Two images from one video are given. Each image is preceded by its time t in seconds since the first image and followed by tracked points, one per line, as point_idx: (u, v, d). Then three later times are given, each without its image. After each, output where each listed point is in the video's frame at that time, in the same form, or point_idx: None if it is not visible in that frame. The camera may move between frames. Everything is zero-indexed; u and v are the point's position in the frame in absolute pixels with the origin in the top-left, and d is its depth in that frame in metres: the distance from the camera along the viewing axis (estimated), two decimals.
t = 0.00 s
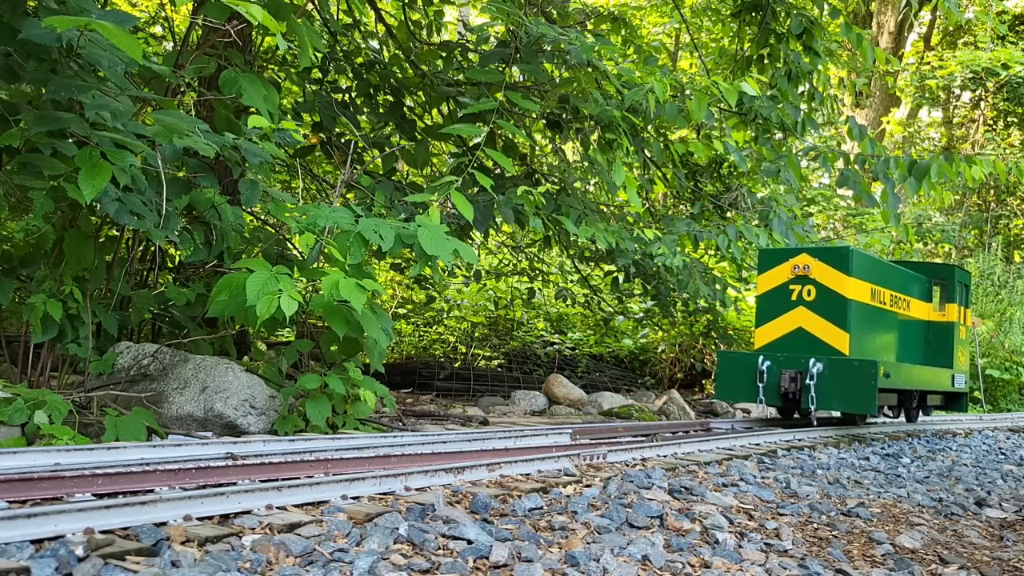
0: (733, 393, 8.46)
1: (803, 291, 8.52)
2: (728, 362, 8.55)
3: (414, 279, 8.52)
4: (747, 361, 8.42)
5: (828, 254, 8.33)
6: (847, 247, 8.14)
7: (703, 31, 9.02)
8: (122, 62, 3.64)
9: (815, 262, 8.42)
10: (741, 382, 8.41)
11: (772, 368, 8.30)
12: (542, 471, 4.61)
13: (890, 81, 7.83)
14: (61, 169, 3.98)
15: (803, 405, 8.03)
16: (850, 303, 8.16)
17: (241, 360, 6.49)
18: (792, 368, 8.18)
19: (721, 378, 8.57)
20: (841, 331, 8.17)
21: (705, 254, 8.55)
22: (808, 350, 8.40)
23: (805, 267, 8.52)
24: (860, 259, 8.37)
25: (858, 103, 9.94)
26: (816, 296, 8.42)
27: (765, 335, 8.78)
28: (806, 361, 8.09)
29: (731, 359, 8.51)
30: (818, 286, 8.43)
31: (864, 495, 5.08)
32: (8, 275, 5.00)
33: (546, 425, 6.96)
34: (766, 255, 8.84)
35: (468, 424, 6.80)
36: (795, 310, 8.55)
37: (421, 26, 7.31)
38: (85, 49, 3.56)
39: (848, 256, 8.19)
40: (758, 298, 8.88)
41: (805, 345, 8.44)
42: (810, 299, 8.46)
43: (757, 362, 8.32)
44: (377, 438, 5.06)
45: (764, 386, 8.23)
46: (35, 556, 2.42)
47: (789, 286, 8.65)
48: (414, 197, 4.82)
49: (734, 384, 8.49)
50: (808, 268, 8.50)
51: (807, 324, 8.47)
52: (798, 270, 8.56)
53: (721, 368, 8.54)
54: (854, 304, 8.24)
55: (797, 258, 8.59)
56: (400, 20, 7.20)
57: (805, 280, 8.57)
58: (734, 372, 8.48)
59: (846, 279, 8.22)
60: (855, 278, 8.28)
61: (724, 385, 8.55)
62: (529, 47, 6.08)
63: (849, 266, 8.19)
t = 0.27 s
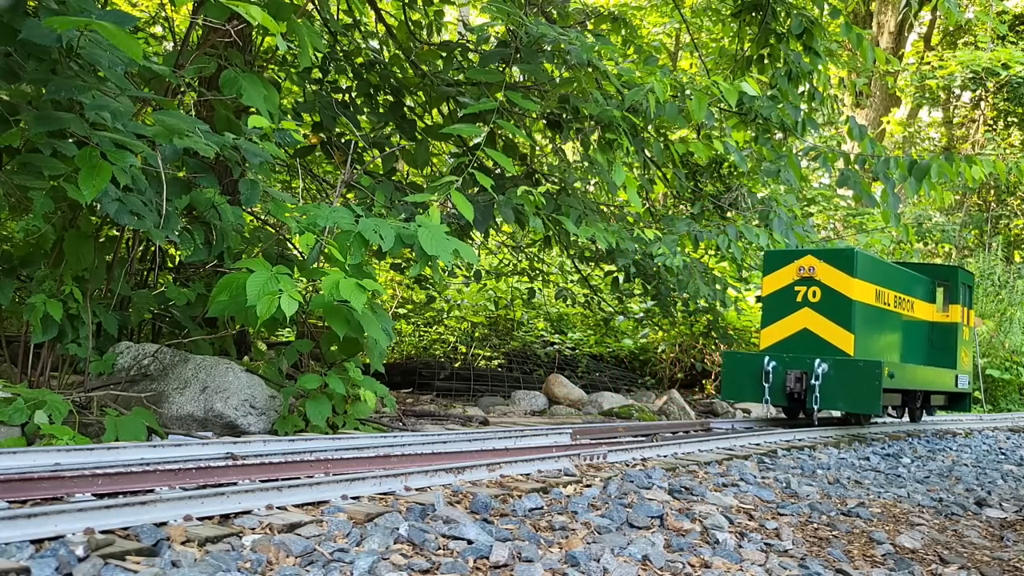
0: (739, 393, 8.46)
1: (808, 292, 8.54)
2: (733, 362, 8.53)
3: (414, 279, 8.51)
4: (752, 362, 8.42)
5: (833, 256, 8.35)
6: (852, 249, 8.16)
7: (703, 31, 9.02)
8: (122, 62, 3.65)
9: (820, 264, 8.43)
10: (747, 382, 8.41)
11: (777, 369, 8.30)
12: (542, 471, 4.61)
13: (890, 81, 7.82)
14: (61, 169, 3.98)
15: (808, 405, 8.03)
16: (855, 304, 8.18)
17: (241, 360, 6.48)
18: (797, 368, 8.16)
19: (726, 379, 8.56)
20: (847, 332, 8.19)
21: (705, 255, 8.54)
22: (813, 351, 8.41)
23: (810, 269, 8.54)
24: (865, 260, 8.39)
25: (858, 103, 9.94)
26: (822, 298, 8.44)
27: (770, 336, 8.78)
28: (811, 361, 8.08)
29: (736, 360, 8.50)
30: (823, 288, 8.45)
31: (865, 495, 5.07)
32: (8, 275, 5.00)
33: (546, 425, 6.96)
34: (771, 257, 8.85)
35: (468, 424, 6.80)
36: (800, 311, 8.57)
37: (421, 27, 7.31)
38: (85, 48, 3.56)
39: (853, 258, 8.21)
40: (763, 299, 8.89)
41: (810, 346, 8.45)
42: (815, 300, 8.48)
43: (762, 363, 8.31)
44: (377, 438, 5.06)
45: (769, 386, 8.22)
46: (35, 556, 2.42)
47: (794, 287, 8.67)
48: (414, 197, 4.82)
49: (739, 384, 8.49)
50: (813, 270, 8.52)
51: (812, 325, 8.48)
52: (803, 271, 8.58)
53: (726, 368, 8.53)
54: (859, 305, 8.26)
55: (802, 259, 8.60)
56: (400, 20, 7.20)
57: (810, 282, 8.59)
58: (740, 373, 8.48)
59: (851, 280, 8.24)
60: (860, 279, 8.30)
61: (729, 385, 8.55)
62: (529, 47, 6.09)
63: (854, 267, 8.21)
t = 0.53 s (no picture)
0: (743, 393, 8.46)
1: (812, 293, 8.55)
2: (738, 362, 8.51)
3: (414, 279, 8.51)
4: (757, 362, 8.43)
5: (836, 257, 8.36)
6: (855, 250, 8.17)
7: (702, 31, 9.03)
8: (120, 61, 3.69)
9: (824, 265, 8.45)
10: (751, 382, 8.42)
11: (781, 369, 8.32)
12: (542, 471, 4.62)
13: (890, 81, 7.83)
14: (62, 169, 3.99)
15: (812, 406, 8.03)
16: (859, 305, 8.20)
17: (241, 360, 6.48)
18: (801, 369, 8.19)
19: (730, 379, 8.53)
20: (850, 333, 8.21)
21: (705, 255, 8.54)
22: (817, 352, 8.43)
23: (813, 270, 8.55)
24: (869, 261, 8.41)
25: (858, 103, 9.95)
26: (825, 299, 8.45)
27: (775, 337, 8.79)
28: (816, 362, 8.10)
29: (741, 360, 8.51)
30: (827, 289, 8.47)
31: (865, 495, 5.08)
32: (8, 275, 5.01)
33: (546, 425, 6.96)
34: (774, 258, 8.85)
35: (468, 425, 6.80)
36: (803, 312, 8.58)
37: (421, 27, 7.31)
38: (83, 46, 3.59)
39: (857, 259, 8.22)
40: (767, 300, 8.90)
41: (814, 347, 8.46)
42: (819, 301, 8.49)
43: (767, 363, 8.33)
44: (377, 439, 5.06)
45: (774, 386, 8.23)
46: (35, 556, 2.41)
47: (798, 288, 8.68)
48: (414, 197, 4.83)
49: (744, 384, 8.49)
50: (817, 271, 8.53)
51: (816, 326, 8.49)
52: (807, 272, 8.59)
53: (731, 368, 8.53)
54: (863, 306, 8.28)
55: (806, 260, 8.61)
56: (400, 20, 7.21)
57: (814, 283, 8.60)
58: (744, 373, 8.49)
59: (854, 281, 8.26)
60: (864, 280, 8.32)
61: (734, 385, 8.52)
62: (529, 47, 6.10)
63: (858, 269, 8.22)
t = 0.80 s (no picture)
0: (746, 393, 8.46)
1: (815, 294, 8.57)
2: (741, 363, 8.54)
3: (414, 279, 8.51)
4: (760, 362, 8.43)
5: (839, 259, 8.39)
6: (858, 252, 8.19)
7: (702, 31, 9.03)
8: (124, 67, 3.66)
9: (827, 266, 8.47)
10: (754, 382, 8.42)
11: (785, 369, 8.31)
12: (541, 471, 4.62)
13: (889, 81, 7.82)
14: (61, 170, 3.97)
15: (815, 405, 8.02)
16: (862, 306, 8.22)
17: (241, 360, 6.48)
18: (804, 368, 8.18)
19: (733, 379, 8.56)
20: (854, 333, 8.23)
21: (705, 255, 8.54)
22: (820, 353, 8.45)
23: (817, 271, 8.57)
24: (872, 262, 8.43)
25: (858, 103, 9.95)
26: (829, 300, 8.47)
27: (778, 338, 8.81)
28: (819, 362, 8.09)
29: (745, 361, 8.51)
30: (830, 290, 8.49)
31: (865, 495, 5.07)
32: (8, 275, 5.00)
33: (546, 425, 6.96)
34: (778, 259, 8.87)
35: (468, 424, 6.81)
36: (807, 313, 8.60)
37: (421, 27, 7.31)
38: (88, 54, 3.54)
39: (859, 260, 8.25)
40: (770, 301, 8.92)
41: (817, 347, 8.48)
42: (822, 302, 8.51)
43: (770, 363, 8.33)
44: (377, 439, 5.06)
45: (777, 386, 8.23)
46: (35, 556, 2.41)
47: (802, 289, 8.70)
48: (414, 197, 4.83)
49: (747, 384, 8.49)
50: (820, 272, 8.55)
51: (819, 326, 8.51)
52: (811, 273, 8.61)
53: (734, 368, 8.54)
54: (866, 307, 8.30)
55: (810, 261, 8.63)
56: (400, 20, 7.21)
57: (817, 284, 8.63)
58: (747, 373, 8.49)
59: (857, 282, 8.28)
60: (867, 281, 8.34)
61: (737, 385, 8.55)
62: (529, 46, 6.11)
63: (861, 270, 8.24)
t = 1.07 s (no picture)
0: (749, 393, 8.46)
1: (818, 294, 8.58)
2: (743, 363, 8.53)
3: (414, 279, 8.51)
4: (763, 362, 8.42)
5: (842, 259, 8.40)
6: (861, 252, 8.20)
7: (702, 31, 9.03)
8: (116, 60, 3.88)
9: (830, 267, 8.48)
10: (757, 382, 8.41)
11: (788, 369, 8.30)
12: (542, 471, 4.62)
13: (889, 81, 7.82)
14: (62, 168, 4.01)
15: (819, 406, 8.02)
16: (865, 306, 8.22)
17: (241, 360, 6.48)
18: (807, 369, 8.17)
19: (737, 379, 8.56)
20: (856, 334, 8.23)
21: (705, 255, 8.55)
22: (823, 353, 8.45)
23: (819, 272, 8.58)
24: (874, 263, 8.44)
25: (859, 103, 9.95)
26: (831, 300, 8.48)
27: (781, 338, 8.81)
28: (822, 363, 8.09)
29: (747, 361, 8.50)
30: (833, 291, 8.50)
31: (865, 495, 5.07)
32: (8, 275, 5.00)
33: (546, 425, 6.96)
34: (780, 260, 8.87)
35: (468, 424, 6.80)
36: (809, 314, 8.61)
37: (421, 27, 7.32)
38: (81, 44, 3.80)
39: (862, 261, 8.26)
40: (772, 302, 8.93)
41: (820, 347, 8.49)
42: (825, 303, 8.51)
43: (773, 364, 8.32)
44: (377, 439, 5.06)
45: (780, 386, 8.22)
46: (35, 556, 2.41)
47: (804, 290, 8.71)
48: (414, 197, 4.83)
49: (750, 384, 8.49)
50: (823, 272, 8.55)
51: (822, 327, 8.51)
52: (813, 274, 8.61)
53: (737, 369, 8.53)
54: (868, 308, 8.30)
55: (812, 262, 8.64)
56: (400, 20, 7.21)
57: (819, 285, 8.63)
58: (750, 373, 8.48)
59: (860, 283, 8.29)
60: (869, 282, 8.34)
61: (739, 385, 8.54)
62: (529, 46, 6.13)
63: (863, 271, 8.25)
